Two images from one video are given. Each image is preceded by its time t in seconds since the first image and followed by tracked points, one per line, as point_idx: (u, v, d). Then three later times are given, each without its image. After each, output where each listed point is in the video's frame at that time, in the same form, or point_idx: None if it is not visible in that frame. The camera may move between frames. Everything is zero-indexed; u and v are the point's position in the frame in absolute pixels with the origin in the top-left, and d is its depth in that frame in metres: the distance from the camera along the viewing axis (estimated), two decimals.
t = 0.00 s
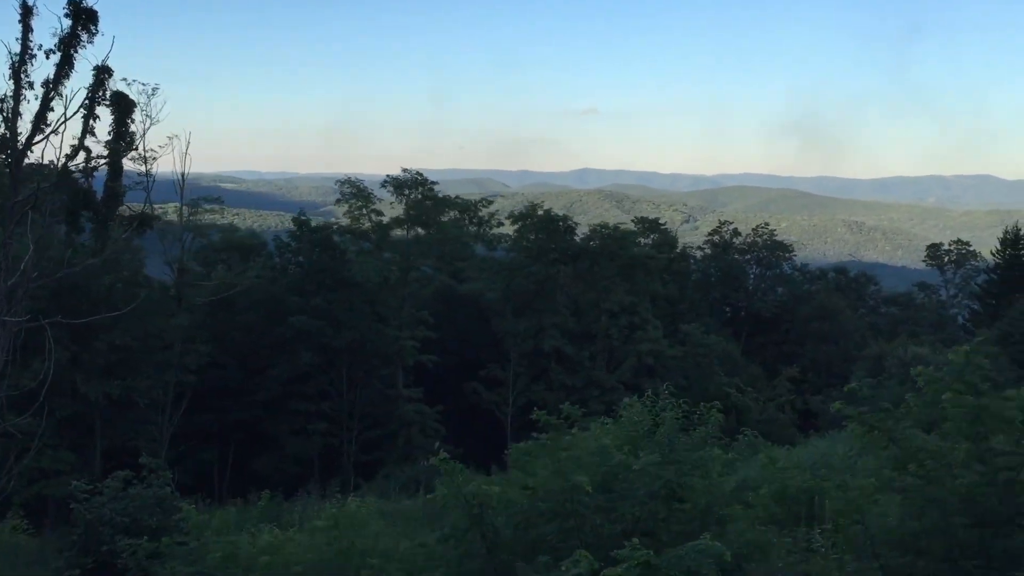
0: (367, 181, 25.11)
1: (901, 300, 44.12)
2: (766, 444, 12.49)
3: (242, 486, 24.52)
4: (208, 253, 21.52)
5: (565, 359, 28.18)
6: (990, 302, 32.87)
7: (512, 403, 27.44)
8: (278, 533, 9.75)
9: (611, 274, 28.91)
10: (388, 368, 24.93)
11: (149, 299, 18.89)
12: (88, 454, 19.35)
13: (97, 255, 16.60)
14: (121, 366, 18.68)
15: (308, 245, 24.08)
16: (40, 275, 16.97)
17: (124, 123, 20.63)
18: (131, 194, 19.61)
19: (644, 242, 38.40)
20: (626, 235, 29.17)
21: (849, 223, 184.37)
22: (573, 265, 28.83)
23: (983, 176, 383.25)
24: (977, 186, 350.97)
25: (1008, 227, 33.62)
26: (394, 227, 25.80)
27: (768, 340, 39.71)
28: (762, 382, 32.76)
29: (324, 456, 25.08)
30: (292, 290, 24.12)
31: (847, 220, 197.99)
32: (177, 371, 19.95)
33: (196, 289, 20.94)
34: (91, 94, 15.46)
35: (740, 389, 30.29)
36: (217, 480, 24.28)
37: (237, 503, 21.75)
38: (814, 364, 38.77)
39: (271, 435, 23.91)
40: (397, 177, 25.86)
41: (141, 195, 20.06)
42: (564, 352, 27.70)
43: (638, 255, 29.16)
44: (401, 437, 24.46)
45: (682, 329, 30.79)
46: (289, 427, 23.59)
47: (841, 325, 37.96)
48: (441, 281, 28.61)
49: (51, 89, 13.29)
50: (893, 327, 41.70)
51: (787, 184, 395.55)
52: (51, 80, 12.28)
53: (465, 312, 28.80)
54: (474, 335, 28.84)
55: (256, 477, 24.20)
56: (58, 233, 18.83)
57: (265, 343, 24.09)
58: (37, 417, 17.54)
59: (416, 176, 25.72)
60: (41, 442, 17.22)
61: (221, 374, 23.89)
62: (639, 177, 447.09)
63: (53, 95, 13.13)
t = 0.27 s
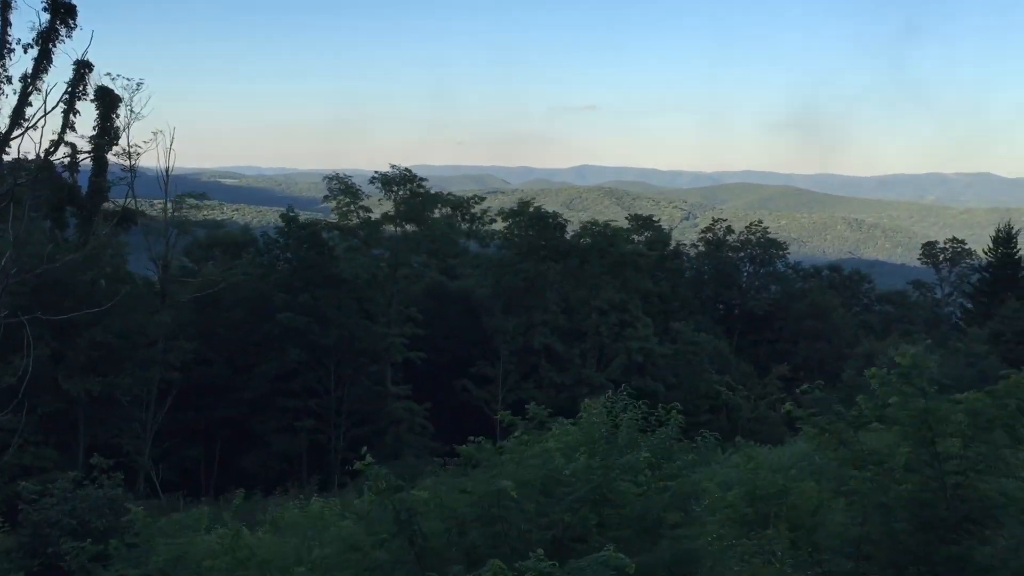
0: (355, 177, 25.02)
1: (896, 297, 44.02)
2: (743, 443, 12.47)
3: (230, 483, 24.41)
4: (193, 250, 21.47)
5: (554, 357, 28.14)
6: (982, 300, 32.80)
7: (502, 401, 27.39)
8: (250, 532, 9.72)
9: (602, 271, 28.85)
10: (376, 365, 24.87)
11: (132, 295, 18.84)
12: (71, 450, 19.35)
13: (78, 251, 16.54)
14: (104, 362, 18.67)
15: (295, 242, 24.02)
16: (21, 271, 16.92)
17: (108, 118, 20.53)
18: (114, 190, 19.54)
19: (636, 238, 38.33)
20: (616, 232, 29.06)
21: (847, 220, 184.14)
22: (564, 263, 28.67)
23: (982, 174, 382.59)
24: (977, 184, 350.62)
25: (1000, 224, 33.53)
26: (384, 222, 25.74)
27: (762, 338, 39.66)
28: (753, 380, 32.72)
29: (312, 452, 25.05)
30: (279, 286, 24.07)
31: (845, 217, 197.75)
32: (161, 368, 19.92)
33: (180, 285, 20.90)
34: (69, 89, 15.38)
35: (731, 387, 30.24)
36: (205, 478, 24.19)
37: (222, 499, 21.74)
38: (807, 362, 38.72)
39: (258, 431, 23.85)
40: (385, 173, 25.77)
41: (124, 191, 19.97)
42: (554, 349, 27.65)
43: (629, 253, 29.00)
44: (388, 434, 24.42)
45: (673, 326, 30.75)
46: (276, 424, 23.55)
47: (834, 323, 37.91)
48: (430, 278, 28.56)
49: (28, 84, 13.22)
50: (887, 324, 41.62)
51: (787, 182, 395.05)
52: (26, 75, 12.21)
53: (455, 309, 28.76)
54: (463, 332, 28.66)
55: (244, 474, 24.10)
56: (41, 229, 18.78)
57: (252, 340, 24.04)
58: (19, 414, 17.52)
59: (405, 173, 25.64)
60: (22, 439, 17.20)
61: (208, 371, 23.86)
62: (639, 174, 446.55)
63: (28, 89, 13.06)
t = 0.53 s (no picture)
0: (345, 176, 24.94)
1: (893, 297, 43.93)
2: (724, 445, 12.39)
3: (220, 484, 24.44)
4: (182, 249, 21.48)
5: (546, 356, 28.12)
6: (977, 299, 32.72)
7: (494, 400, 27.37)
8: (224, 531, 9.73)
9: (594, 270, 28.80)
10: (366, 364, 24.88)
11: (119, 295, 18.84)
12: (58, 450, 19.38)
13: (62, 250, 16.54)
14: (91, 361, 18.68)
15: (286, 240, 24.02)
16: (6, 270, 16.93)
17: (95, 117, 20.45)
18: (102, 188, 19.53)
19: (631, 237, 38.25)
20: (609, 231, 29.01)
21: (849, 219, 183.89)
22: (556, 262, 28.44)
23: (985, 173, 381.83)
24: (980, 183, 349.96)
25: (995, 224, 33.45)
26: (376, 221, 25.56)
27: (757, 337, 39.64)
28: (746, 379, 32.67)
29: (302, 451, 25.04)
30: (269, 285, 24.08)
31: (847, 215, 197.39)
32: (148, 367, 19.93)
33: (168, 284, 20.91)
34: (52, 89, 15.34)
35: (724, 386, 30.20)
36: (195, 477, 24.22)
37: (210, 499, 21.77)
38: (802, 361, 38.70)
39: (248, 431, 23.83)
40: (376, 172, 25.72)
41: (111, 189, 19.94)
42: (546, 348, 27.64)
43: (622, 252, 28.96)
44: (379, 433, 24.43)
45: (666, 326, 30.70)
46: (266, 424, 23.57)
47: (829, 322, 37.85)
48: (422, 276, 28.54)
49: (8, 83, 13.21)
50: (883, 323, 41.55)
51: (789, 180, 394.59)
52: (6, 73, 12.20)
53: (447, 308, 28.63)
54: (455, 332, 28.39)
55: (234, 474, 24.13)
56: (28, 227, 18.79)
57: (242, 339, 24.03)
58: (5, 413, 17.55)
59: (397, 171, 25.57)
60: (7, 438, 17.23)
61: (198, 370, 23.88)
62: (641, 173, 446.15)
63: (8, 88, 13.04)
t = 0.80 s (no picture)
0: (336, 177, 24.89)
1: (890, 298, 43.78)
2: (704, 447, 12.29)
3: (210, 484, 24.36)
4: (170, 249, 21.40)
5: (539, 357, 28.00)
6: (972, 299, 32.58)
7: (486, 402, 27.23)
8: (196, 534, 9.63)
9: (586, 271, 28.74)
10: (357, 365, 24.76)
11: (104, 296, 18.74)
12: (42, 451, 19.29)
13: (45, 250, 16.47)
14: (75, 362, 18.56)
15: (275, 241, 23.96)
16: None
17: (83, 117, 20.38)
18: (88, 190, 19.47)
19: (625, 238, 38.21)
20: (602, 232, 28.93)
21: (849, 219, 183.75)
22: (549, 262, 28.58)
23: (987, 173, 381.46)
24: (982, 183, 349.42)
25: (990, 224, 33.33)
26: (367, 221, 25.51)
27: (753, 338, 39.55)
28: (741, 380, 32.56)
29: (292, 452, 25.01)
30: (259, 286, 24.00)
31: (848, 216, 197.25)
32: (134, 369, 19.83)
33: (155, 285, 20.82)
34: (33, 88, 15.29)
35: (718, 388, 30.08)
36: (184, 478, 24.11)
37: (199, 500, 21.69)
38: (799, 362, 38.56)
39: (238, 432, 23.78)
40: (367, 173, 25.66)
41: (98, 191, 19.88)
42: (538, 350, 27.52)
43: (615, 252, 28.86)
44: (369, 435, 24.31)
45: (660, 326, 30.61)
46: (255, 425, 23.51)
47: (825, 323, 37.74)
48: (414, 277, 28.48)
49: None
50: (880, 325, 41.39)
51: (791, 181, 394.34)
52: None
53: (439, 308, 28.57)
54: (447, 332, 28.36)
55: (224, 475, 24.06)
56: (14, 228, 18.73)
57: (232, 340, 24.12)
58: None
59: (388, 172, 25.53)
60: None
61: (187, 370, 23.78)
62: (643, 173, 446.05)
63: None
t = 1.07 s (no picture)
0: (323, 179, 24.83)
1: (884, 299, 43.72)
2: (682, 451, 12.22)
3: (198, 488, 24.35)
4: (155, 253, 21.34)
5: (529, 360, 27.98)
6: (964, 300, 32.51)
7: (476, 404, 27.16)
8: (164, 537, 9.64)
9: (577, 273, 28.67)
10: (345, 369, 24.74)
11: (87, 299, 18.70)
12: (26, 455, 19.29)
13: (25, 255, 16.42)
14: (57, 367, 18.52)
15: (263, 244, 24.01)
16: None
17: (66, 119, 20.28)
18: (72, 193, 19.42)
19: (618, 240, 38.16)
20: (592, 234, 28.92)
21: (847, 220, 183.76)
22: (539, 266, 28.55)
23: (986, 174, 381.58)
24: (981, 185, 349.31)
25: (982, 226, 33.33)
26: (354, 225, 25.40)
27: (746, 340, 39.52)
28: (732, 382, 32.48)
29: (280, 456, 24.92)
30: (246, 290, 24.00)
31: (846, 217, 197.20)
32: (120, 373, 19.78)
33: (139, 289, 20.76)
34: (12, 92, 15.23)
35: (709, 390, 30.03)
36: (171, 483, 24.10)
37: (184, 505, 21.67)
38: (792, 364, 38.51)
39: (225, 435, 23.72)
40: (355, 175, 25.58)
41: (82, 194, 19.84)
42: (528, 353, 27.51)
43: (605, 255, 28.83)
44: (356, 438, 24.27)
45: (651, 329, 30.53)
46: (242, 429, 23.50)
47: (817, 324, 37.66)
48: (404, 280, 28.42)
49: None
50: (874, 326, 41.33)
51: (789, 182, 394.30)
52: None
53: (430, 311, 28.23)
54: (437, 335, 28.18)
55: (212, 479, 24.03)
56: None
57: (219, 343, 24.09)
58: None
59: (376, 174, 25.47)
60: None
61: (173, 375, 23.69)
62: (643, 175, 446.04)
63: None
